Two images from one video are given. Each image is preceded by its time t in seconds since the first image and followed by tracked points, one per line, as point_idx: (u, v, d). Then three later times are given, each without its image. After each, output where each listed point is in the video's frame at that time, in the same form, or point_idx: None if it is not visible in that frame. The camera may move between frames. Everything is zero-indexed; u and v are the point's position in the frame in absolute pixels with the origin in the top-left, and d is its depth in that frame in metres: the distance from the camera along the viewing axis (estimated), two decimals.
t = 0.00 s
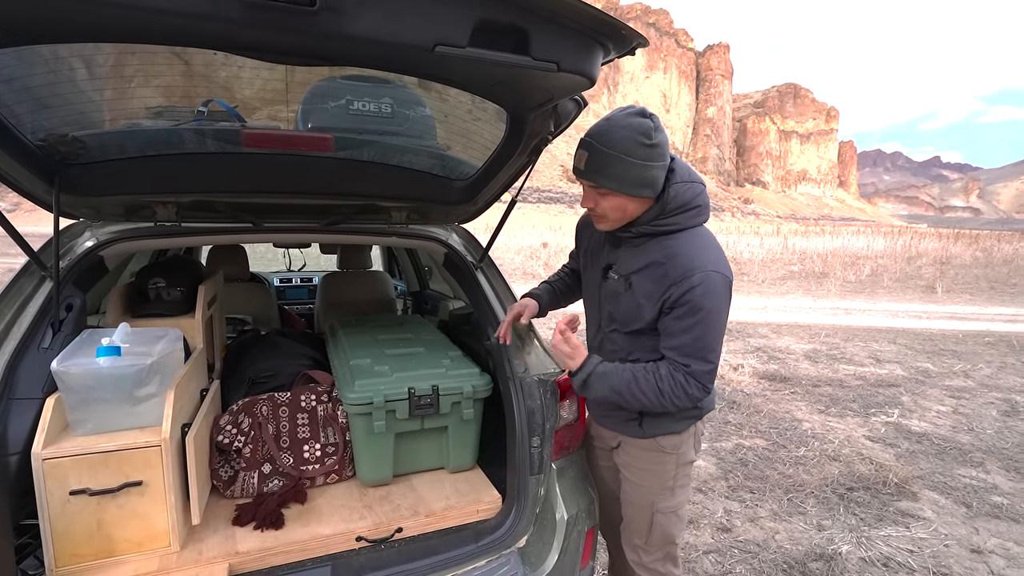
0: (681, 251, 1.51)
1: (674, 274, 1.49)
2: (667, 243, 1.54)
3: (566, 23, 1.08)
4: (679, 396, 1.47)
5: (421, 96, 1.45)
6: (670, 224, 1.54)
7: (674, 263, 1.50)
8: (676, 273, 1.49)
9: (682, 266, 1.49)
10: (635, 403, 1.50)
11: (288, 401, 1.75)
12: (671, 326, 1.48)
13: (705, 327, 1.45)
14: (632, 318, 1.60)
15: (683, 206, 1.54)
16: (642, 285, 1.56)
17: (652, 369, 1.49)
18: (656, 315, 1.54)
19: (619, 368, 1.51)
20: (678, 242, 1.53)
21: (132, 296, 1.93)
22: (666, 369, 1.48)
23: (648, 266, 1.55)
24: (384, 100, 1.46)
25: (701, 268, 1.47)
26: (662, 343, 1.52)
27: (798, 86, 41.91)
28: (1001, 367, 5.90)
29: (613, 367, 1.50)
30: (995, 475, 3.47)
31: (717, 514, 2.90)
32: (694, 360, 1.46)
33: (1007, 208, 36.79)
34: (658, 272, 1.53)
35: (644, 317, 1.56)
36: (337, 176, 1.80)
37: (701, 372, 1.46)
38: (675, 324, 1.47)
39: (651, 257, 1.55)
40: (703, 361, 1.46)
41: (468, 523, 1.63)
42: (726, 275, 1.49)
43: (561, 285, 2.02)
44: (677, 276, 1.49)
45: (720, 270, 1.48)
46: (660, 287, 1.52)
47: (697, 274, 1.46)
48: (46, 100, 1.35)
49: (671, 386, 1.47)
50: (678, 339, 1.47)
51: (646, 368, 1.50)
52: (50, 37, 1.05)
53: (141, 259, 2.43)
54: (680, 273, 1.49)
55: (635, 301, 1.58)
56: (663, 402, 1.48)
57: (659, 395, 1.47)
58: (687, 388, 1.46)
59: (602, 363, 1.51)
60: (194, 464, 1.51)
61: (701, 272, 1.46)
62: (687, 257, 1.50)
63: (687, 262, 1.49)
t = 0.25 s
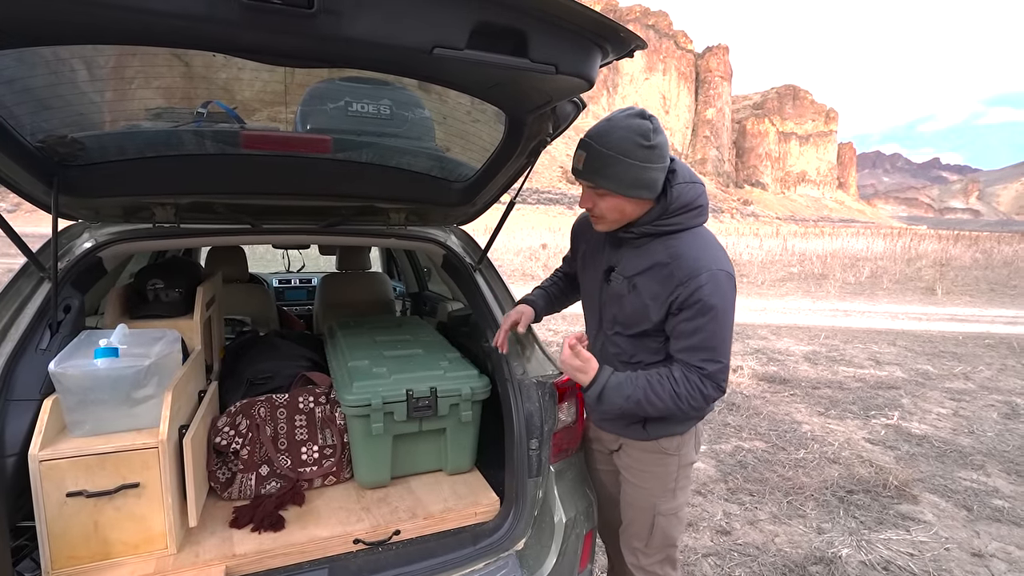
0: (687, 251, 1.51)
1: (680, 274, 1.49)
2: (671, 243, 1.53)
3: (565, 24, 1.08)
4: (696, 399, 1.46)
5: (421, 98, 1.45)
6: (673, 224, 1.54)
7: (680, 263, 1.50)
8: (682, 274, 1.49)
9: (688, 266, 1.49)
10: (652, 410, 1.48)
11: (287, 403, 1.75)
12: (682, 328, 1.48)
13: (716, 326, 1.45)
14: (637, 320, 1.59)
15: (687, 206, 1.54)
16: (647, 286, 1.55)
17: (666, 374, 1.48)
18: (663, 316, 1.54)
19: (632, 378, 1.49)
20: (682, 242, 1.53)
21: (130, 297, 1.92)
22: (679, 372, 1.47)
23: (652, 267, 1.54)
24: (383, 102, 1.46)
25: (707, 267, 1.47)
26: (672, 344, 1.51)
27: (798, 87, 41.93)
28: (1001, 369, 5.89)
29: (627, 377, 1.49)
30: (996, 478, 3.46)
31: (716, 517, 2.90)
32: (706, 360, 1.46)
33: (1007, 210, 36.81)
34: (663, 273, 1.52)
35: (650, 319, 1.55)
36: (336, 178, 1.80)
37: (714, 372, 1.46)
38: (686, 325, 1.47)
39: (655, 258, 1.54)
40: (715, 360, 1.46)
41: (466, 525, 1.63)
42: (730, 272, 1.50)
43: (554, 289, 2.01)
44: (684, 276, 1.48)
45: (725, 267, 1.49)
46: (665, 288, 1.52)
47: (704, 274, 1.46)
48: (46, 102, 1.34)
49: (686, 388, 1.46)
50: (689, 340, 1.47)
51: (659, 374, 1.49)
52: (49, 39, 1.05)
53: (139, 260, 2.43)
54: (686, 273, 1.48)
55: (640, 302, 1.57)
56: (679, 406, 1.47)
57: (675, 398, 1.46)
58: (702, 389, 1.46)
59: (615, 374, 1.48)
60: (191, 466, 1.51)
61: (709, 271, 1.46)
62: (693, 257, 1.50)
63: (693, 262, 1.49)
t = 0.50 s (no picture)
0: (692, 256, 1.51)
1: (686, 279, 1.49)
2: (676, 248, 1.53)
3: (566, 27, 1.08)
4: (703, 403, 1.48)
5: (423, 100, 1.46)
6: (678, 228, 1.55)
7: (686, 268, 1.50)
8: (689, 279, 1.49)
9: (694, 271, 1.49)
10: (657, 414, 1.51)
11: (288, 404, 1.76)
12: (689, 333, 1.49)
13: (722, 331, 1.46)
14: (642, 325, 1.59)
15: (691, 210, 1.55)
16: (652, 291, 1.55)
17: (672, 379, 1.50)
18: (668, 321, 1.54)
19: (637, 383, 1.51)
20: (687, 246, 1.53)
21: (133, 298, 1.93)
22: (685, 377, 1.49)
23: (657, 272, 1.54)
24: (385, 104, 1.46)
25: (713, 272, 1.48)
26: (678, 348, 1.52)
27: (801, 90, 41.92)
28: (1005, 373, 5.88)
29: (632, 384, 1.50)
30: (999, 482, 3.45)
31: (718, 520, 2.89)
32: (713, 364, 1.47)
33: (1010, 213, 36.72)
34: (668, 277, 1.52)
35: (655, 323, 1.56)
36: (338, 179, 1.80)
37: (721, 375, 1.48)
38: (692, 330, 1.48)
39: (660, 263, 1.54)
40: (721, 364, 1.47)
41: (467, 527, 1.63)
42: (735, 276, 1.51)
43: (547, 294, 2.00)
44: (690, 281, 1.49)
45: (730, 272, 1.50)
46: (671, 293, 1.52)
47: (711, 280, 1.47)
48: (51, 104, 1.35)
49: (693, 392, 1.48)
50: (696, 344, 1.48)
51: (665, 379, 1.50)
52: (54, 41, 1.05)
53: (142, 261, 2.44)
54: (692, 278, 1.49)
55: (645, 307, 1.56)
56: (685, 410, 1.49)
57: (680, 402, 1.48)
58: (709, 392, 1.48)
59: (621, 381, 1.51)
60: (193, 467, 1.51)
61: (715, 277, 1.47)
62: (698, 262, 1.50)
63: (699, 267, 1.49)
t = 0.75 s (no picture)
0: (698, 261, 1.52)
1: (693, 285, 1.49)
2: (682, 252, 1.54)
3: (569, 27, 1.09)
4: (708, 407, 1.49)
5: (427, 100, 1.46)
6: (684, 233, 1.54)
7: (693, 274, 1.50)
8: (695, 285, 1.50)
9: (701, 277, 1.49)
10: (662, 418, 1.51)
11: (292, 403, 1.76)
12: (694, 340, 1.50)
13: (728, 339, 1.48)
14: (647, 329, 1.58)
15: (697, 216, 1.54)
16: (658, 295, 1.54)
17: (678, 383, 1.50)
18: (673, 326, 1.54)
19: (643, 386, 1.51)
20: (693, 251, 1.53)
21: (139, 298, 1.94)
22: (690, 382, 1.50)
23: (664, 277, 1.54)
24: (389, 104, 1.46)
25: (719, 278, 1.49)
26: (683, 352, 1.53)
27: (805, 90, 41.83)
28: (1010, 375, 5.85)
29: (638, 386, 1.50)
30: (1004, 485, 3.43)
31: (720, 521, 2.89)
32: (718, 371, 1.49)
33: (1015, 214, 36.56)
34: (675, 282, 1.52)
35: (661, 328, 1.56)
36: (342, 179, 1.81)
37: (726, 381, 1.49)
38: (698, 335, 1.49)
39: (666, 268, 1.54)
40: (726, 371, 1.49)
41: (470, 527, 1.63)
42: (741, 282, 1.52)
43: (512, 268, 1.97)
44: (697, 287, 1.49)
45: (736, 278, 1.51)
46: (677, 298, 1.52)
47: (717, 286, 1.48)
48: (56, 104, 1.36)
49: (698, 398, 1.49)
50: (701, 351, 1.49)
51: (671, 383, 1.51)
52: (60, 42, 1.06)
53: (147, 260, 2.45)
54: (699, 285, 1.49)
55: (650, 311, 1.56)
56: (690, 414, 1.50)
57: (686, 408, 1.49)
58: (714, 398, 1.49)
59: (627, 383, 1.50)
60: (198, 465, 1.51)
61: (720, 283, 1.48)
62: (704, 267, 1.50)
63: (705, 273, 1.50)
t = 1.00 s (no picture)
0: (702, 256, 1.53)
1: (700, 280, 1.50)
2: (685, 249, 1.54)
3: (570, 23, 1.08)
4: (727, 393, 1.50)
5: (427, 97, 1.45)
6: (686, 230, 1.55)
7: (698, 269, 1.51)
8: (703, 278, 1.51)
9: (707, 272, 1.51)
10: (687, 391, 1.48)
11: (291, 400, 1.76)
12: (709, 328, 1.50)
13: (739, 328, 1.50)
14: (653, 327, 1.58)
15: (697, 213, 1.55)
16: (664, 293, 1.54)
17: (700, 357, 1.49)
18: (682, 320, 1.55)
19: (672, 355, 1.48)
20: (695, 247, 1.54)
21: (137, 294, 1.93)
22: (712, 361, 1.49)
23: (668, 275, 1.54)
24: (389, 100, 1.46)
25: (724, 271, 1.51)
26: (694, 346, 1.54)
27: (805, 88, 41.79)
28: (1009, 373, 5.85)
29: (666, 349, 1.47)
30: (1002, 482, 3.44)
31: (719, 518, 2.89)
32: (733, 360, 1.50)
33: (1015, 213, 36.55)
34: (680, 279, 1.53)
35: (669, 325, 1.56)
36: (342, 176, 1.81)
37: (741, 369, 1.51)
38: (709, 328, 1.50)
39: (671, 265, 1.54)
40: (740, 359, 1.50)
41: (469, 524, 1.63)
42: (742, 274, 1.55)
43: (486, 258, 1.93)
44: (704, 282, 1.50)
45: (738, 270, 1.54)
46: (684, 294, 1.53)
47: (723, 279, 1.50)
48: (55, 99, 1.35)
49: (718, 383, 1.49)
50: (715, 341, 1.50)
51: (695, 358, 1.49)
52: (59, 37, 1.05)
53: (146, 257, 2.44)
54: (706, 279, 1.50)
55: (657, 309, 1.56)
56: (713, 393, 1.49)
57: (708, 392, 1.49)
58: (732, 384, 1.50)
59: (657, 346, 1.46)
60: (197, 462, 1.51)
61: (727, 276, 1.50)
62: (709, 262, 1.52)
63: (710, 267, 1.51)
